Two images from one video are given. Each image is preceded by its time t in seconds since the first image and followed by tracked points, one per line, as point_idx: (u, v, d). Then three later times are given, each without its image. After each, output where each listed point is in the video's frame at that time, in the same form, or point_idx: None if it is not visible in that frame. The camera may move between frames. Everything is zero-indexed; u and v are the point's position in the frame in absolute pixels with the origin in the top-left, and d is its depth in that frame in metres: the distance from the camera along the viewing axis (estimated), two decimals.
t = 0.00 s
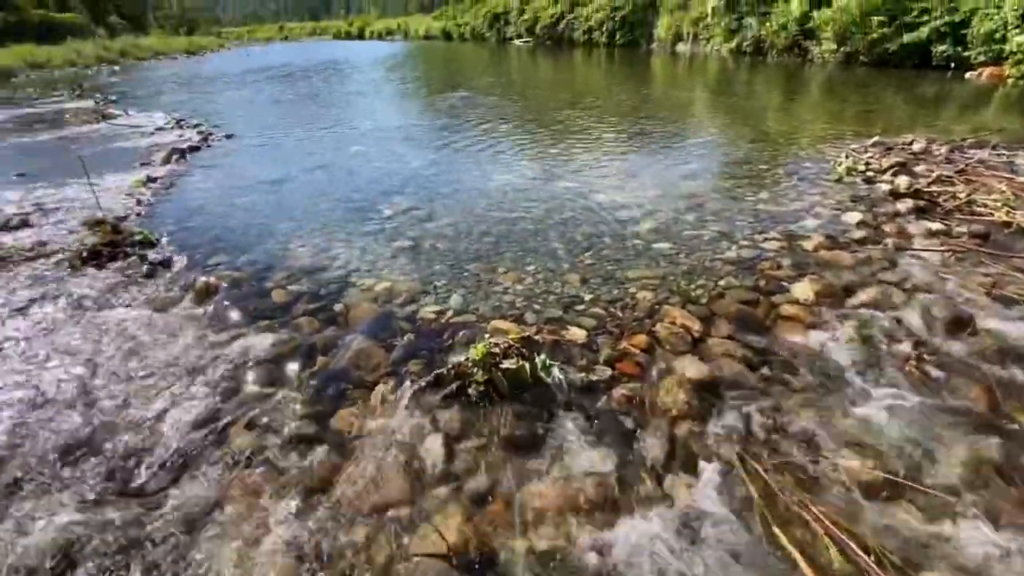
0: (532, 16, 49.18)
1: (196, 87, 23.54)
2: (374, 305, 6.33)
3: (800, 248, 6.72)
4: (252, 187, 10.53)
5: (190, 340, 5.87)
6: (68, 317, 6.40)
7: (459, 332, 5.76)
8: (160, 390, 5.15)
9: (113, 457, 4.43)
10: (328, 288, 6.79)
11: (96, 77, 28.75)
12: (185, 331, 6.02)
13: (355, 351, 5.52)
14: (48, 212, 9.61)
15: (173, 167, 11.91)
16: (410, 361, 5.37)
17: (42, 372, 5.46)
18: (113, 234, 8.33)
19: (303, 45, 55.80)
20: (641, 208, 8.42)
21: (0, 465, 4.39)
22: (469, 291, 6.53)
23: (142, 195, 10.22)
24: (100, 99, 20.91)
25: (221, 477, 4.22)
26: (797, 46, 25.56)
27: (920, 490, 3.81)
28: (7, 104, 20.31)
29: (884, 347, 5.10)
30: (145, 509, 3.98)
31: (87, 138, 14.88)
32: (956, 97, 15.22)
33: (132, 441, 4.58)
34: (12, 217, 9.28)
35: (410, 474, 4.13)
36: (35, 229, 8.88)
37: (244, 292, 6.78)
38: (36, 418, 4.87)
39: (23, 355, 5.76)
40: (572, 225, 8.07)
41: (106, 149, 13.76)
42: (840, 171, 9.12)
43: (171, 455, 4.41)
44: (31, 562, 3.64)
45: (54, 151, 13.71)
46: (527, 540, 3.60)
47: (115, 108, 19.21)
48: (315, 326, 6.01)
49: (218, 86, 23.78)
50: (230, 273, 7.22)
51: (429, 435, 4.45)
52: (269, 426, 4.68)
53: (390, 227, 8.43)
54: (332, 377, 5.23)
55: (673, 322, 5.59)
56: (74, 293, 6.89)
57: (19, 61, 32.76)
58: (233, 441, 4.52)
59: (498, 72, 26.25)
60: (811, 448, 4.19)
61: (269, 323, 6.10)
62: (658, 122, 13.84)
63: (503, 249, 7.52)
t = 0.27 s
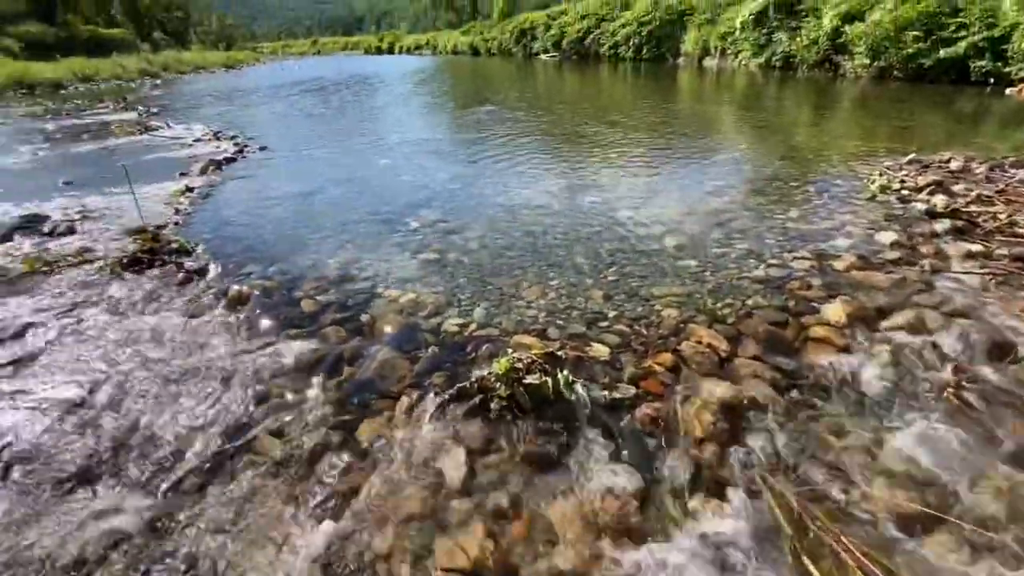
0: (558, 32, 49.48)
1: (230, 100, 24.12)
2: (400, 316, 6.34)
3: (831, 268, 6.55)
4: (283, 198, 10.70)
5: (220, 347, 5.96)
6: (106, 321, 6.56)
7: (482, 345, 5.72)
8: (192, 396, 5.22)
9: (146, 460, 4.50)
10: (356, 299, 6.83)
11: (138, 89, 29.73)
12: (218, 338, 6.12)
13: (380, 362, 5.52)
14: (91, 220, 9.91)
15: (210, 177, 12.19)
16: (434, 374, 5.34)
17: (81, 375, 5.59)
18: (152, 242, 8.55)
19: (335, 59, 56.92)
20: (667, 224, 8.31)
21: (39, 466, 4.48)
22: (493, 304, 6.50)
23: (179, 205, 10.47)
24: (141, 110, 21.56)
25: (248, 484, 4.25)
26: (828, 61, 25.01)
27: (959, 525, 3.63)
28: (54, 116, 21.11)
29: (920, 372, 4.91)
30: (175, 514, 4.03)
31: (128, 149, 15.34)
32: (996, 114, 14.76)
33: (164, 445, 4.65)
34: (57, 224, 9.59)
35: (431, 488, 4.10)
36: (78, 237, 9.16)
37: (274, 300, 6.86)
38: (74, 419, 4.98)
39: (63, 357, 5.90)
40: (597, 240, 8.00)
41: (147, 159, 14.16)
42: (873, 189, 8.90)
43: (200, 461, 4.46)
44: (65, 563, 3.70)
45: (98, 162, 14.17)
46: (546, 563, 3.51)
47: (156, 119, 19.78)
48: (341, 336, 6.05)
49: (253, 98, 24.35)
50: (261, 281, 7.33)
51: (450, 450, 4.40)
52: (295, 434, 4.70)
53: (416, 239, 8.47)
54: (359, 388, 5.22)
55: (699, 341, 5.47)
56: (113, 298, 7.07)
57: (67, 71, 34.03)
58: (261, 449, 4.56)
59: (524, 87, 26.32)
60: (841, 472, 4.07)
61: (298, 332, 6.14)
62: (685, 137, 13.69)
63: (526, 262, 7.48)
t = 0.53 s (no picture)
0: (582, 46, 49.69)
1: (260, 113, 24.60)
2: (422, 328, 6.32)
3: (860, 289, 6.37)
4: (310, 210, 10.80)
5: (247, 356, 5.99)
6: (141, 327, 6.65)
7: (503, 360, 5.65)
8: (220, 403, 5.25)
9: (174, 466, 4.52)
10: (380, 310, 6.84)
11: (175, 103, 30.58)
12: (247, 346, 6.16)
13: (402, 374, 5.49)
14: (129, 229, 10.13)
15: (242, 188, 12.39)
16: (455, 388, 5.29)
17: (114, 379, 5.66)
18: (186, 251, 8.68)
19: (364, 73, 57.91)
20: (691, 241, 8.18)
21: (73, 467, 4.53)
22: (515, 319, 6.44)
23: (213, 214, 10.65)
24: (177, 123, 22.11)
25: (269, 495, 4.23)
26: (857, 77, 24.56)
27: (998, 562, 3.44)
28: (97, 127, 21.76)
29: (955, 400, 4.71)
30: (202, 521, 4.03)
31: (166, 160, 15.72)
32: None
33: (191, 452, 4.66)
34: (97, 232, 9.82)
35: (451, 505, 4.03)
36: (116, 244, 9.36)
37: (301, 310, 6.90)
38: (106, 423, 5.02)
39: (101, 360, 6.01)
40: (620, 255, 7.91)
41: (182, 170, 14.47)
42: (905, 208, 8.67)
43: (226, 468, 4.47)
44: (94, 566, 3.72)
45: (135, 172, 14.52)
46: None
47: (191, 131, 20.25)
48: (364, 347, 6.04)
49: (284, 111, 24.81)
50: (288, 291, 7.39)
51: (468, 467, 4.33)
52: (318, 445, 4.68)
53: (439, 252, 8.46)
54: (382, 400, 5.19)
55: (723, 361, 5.34)
56: (148, 305, 7.18)
57: (109, 84, 35.15)
58: (285, 459, 4.54)
59: (548, 102, 26.35)
60: (874, 500, 3.91)
61: (323, 343, 6.15)
62: (709, 153, 13.51)
63: (548, 277, 7.42)
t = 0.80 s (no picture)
0: (603, 60, 49.93)
1: (286, 126, 25.03)
2: (441, 340, 6.29)
3: (888, 308, 6.22)
4: (332, 221, 10.88)
5: (269, 363, 6.01)
6: (169, 333, 6.73)
7: (521, 373, 5.59)
8: (243, 410, 5.27)
9: (195, 472, 4.52)
10: (400, 320, 6.83)
11: (207, 115, 31.35)
12: (269, 354, 6.18)
13: (420, 386, 5.45)
14: (160, 237, 10.31)
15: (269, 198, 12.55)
16: (472, 400, 5.24)
17: (141, 384, 5.71)
18: (214, 259, 8.79)
19: (389, 87, 58.90)
20: (713, 256, 8.08)
21: (100, 469, 4.56)
22: (533, 332, 6.38)
23: (240, 224, 10.79)
24: (208, 134, 22.59)
25: (285, 503, 4.20)
26: (884, 91, 24.31)
27: None
28: (131, 138, 22.33)
29: (988, 425, 4.54)
30: (221, 528, 4.01)
31: (196, 170, 16.02)
32: None
33: (213, 459, 4.66)
34: (129, 240, 10.01)
35: (467, 519, 3.96)
36: (146, 252, 9.53)
37: (322, 319, 6.92)
38: (132, 428, 5.05)
39: (130, 364, 6.07)
40: (641, 269, 7.84)
41: (211, 180, 14.73)
42: (935, 225, 8.47)
43: (245, 476, 4.45)
44: (113, 569, 3.71)
45: (166, 182, 14.82)
46: None
47: (220, 142, 20.66)
48: (384, 357, 6.03)
49: (308, 124, 25.20)
50: (310, 300, 7.43)
51: (484, 481, 4.26)
52: (337, 455, 4.65)
53: (457, 264, 8.45)
54: (399, 411, 5.16)
55: (745, 380, 5.22)
56: (176, 311, 7.26)
57: (145, 96, 36.22)
58: (302, 468, 4.52)
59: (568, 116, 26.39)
60: (903, 525, 3.76)
61: (343, 352, 6.15)
62: (731, 168, 13.37)
63: (567, 291, 7.36)
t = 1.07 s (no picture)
0: (620, 74, 50.13)
1: (307, 137, 25.40)
2: (456, 350, 6.26)
3: (911, 327, 6.08)
4: (351, 231, 10.96)
5: (285, 371, 6.02)
6: (190, 339, 6.78)
7: (536, 386, 5.54)
8: (260, 416, 5.27)
9: (210, 479, 4.51)
10: (415, 330, 6.82)
11: (232, 126, 32.01)
12: (286, 362, 6.19)
13: (434, 397, 5.42)
14: (184, 244, 10.45)
15: (289, 208, 12.67)
16: (487, 412, 5.18)
17: (162, 389, 5.75)
18: (236, 267, 8.88)
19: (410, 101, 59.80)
20: (731, 270, 7.99)
21: (120, 472, 4.59)
22: (548, 344, 6.33)
23: (262, 232, 10.91)
24: (233, 145, 23.04)
25: (297, 511, 4.17)
26: (907, 105, 24.03)
27: None
28: (159, 149, 22.83)
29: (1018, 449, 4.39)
30: (233, 534, 3.98)
31: (221, 180, 16.28)
32: None
33: (229, 465, 4.66)
34: (155, 247, 10.18)
35: (479, 532, 3.90)
36: (171, 259, 9.67)
37: (339, 328, 6.93)
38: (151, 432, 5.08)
39: (153, 369, 6.13)
40: (658, 283, 7.78)
41: (235, 190, 14.95)
42: (961, 243, 8.29)
43: (261, 484, 4.43)
44: (127, 573, 3.69)
45: (191, 191, 15.08)
46: None
47: (245, 153, 21.03)
48: (400, 367, 6.02)
49: (329, 136, 25.53)
50: (328, 309, 7.46)
51: (497, 495, 4.20)
52: (351, 464, 4.62)
53: (473, 275, 8.45)
54: (413, 421, 5.12)
55: (764, 398, 5.12)
56: (198, 317, 7.34)
57: (174, 108, 37.21)
58: (315, 477, 4.49)
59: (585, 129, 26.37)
60: (927, 551, 3.62)
61: (359, 361, 6.14)
62: (750, 182, 13.23)
63: (583, 303, 7.31)
